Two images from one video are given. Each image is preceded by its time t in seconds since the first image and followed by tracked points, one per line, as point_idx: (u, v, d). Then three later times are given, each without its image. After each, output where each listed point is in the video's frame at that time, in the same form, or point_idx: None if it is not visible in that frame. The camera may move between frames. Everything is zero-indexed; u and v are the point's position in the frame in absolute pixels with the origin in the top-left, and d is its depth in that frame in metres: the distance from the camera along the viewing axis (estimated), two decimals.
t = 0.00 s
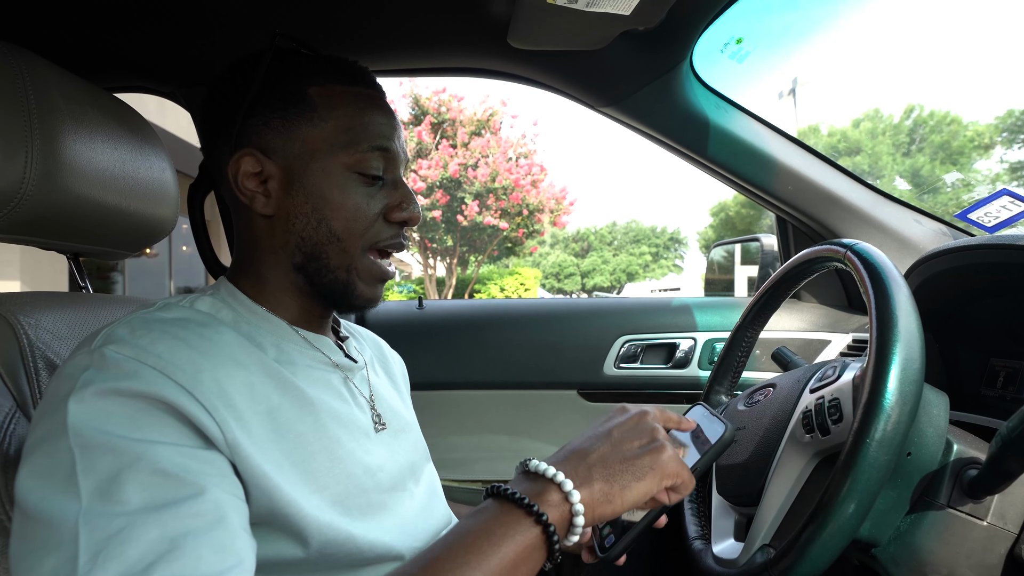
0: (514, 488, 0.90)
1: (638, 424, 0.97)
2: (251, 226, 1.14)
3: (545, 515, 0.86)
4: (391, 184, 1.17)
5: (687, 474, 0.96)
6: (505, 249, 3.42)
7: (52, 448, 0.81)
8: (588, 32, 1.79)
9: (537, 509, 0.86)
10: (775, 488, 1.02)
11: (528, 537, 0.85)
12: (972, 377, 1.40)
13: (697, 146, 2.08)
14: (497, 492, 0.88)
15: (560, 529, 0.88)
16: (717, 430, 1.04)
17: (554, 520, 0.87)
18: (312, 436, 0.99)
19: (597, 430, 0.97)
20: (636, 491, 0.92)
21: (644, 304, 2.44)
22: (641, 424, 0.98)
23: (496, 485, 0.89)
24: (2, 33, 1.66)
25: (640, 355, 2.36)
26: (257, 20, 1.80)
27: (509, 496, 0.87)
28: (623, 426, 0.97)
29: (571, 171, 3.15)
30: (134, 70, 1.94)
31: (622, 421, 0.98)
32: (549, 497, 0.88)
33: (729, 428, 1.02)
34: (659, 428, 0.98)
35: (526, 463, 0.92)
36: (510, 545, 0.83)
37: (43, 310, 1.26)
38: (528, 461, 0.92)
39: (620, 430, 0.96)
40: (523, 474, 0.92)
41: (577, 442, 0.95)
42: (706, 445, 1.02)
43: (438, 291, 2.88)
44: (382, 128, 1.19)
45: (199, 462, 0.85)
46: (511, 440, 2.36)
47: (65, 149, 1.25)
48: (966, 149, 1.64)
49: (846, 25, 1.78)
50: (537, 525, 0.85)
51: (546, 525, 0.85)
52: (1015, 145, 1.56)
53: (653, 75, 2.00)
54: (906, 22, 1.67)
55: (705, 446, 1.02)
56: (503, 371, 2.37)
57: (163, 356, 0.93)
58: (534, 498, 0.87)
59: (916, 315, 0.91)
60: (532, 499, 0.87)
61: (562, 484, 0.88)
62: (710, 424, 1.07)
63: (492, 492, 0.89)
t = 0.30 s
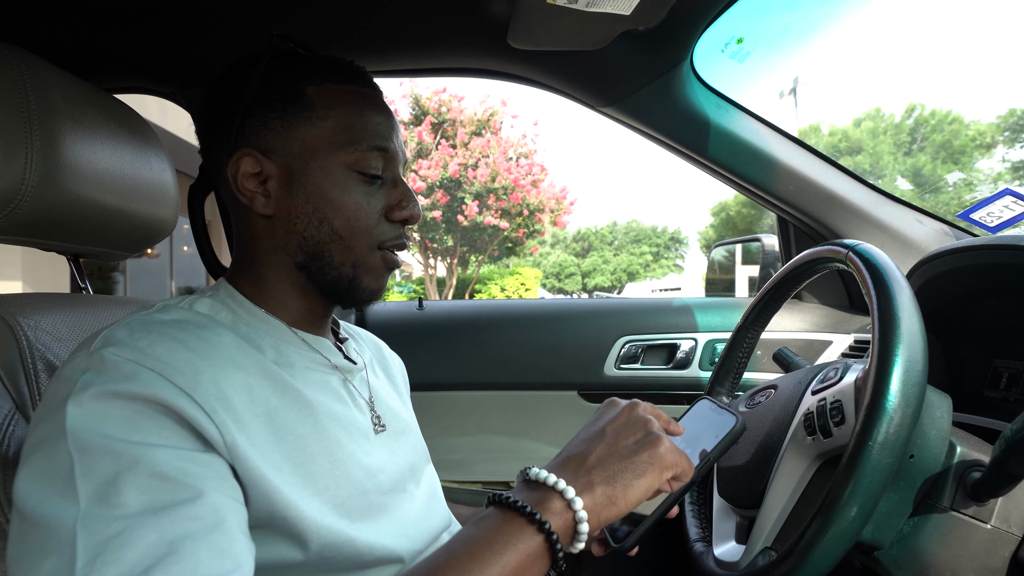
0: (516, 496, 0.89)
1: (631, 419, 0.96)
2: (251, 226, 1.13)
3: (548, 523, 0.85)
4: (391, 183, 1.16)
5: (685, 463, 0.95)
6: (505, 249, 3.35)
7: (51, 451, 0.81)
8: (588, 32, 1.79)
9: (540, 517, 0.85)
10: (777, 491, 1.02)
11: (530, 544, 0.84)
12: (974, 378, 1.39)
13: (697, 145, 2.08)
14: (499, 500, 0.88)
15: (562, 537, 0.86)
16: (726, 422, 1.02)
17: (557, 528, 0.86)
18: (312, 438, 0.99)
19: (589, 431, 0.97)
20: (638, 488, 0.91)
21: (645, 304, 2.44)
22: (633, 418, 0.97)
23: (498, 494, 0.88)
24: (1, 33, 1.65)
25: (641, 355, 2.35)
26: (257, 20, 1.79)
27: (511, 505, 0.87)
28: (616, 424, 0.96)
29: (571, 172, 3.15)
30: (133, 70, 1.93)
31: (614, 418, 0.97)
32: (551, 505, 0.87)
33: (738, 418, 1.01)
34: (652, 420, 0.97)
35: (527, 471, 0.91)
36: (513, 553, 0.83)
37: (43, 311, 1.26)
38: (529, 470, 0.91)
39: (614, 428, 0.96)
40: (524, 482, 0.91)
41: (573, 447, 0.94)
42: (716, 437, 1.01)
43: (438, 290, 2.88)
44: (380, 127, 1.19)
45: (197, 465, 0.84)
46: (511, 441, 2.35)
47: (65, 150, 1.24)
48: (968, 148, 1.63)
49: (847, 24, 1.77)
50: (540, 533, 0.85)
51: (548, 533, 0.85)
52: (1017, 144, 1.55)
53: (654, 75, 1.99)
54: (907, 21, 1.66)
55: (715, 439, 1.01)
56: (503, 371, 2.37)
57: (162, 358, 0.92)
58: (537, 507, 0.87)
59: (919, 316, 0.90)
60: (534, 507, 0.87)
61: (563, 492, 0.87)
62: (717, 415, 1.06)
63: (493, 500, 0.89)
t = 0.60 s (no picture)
0: (514, 500, 0.90)
1: (629, 437, 0.98)
2: (254, 228, 1.13)
3: (546, 526, 0.85)
4: (392, 183, 1.16)
5: (678, 484, 0.97)
6: (505, 250, 3.33)
7: (52, 452, 0.81)
8: (588, 33, 1.79)
9: (538, 519, 0.85)
10: (778, 492, 1.02)
11: (529, 547, 0.84)
12: (976, 379, 1.39)
13: (698, 146, 2.08)
14: (498, 504, 0.88)
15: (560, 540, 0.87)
16: (726, 410, 1.03)
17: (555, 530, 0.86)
18: (314, 440, 0.99)
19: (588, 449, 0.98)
20: (634, 501, 0.92)
21: (646, 305, 2.44)
22: (631, 438, 0.98)
23: (497, 498, 0.89)
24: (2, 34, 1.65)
25: (641, 357, 2.35)
26: (258, 21, 1.79)
27: (510, 508, 0.87)
28: (615, 440, 0.97)
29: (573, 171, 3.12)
30: (134, 71, 1.93)
31: (613, 436, 0.99)
32: (549, 508, 0.87)
33: (737, 406, 1.02)
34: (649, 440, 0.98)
35: (526, 476, 0.92)
36: (511, 555, 0.83)
37: (43, 312, 1.26)
38: (528, 475, 0.92)
39: (613, 443, 0.97)
40: (523, 488, 0.92)
41: (574, 456, 0.95)
42: (718, 425, 1.02)
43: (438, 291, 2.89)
44: (381, 128, 1.19)
45: (199, 466, 0.84)
46: (512, 442, 2.35)
47: (65, 151, 1.24)
48: (969, 149, 1.63)
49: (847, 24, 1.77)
50: (538, 535, 0.85)
51: (547, 535, 0.85)
52: (1018, 145, 1.56)
53: (655, 75, 1.99)
54: (908, 22, 1.66)
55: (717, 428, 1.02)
56: (504, 373, 2.36)
57: (164, 359, 0.92)
58: (536, 509, 0.87)
59: (922, 318, 0.90)
60: (533, 510, 0.87)
61: (562, 496, 0.87)
62: (715, 405, 1.07)
63: (493, 504, 0.89)
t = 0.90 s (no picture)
0: (513, 501, 0.90)
1: (620, 421, 0.96)
2: (248, 229, 1.13)
3: (546, 527, 0.85)
4: (386, 181, 1.16)
5: (676, 462, 0.96)
6: (505, 251, 3.27)
7: (47, 453, 0.81)
8: (586, 34, 1.79)
9: (538, 522, 0.86)
10: (776, 493, 1.02)
11: (528, 549, 0.84)
12: (973, 380, 1.39)
13: (695, 147, 2.08)
14: (496, 505, 0.88)
15: (561, 540, 0.87)
16: (730, 407, 1.04)
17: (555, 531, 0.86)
18: (310, 441, 0.99)
19: (580, 436, 0.97)
20: (634, 488, 0.91)
21: (645, 306, 2.44)
22: (622, 421, 0.96)
23: (494, 498, 0.89)
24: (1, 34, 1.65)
25: (641, 357, 2.36)
26: (257, 22, 1.80)
27: (507, 509, 0.87)
28: (606, 427, 0.96)
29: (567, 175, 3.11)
30: (133, 71, 1.93)
31: (604, 421, 0.97)
32: (549, 509, 0.87)
33: (741, 402, 1.02)
34: (642, 422, 0.97)
35: (525, 478, 0.92)
36: (510, 558, 0.83)
37: (40, 313, 1.26)
38: (526, 475, 0.92)
39: (605, 430, 0.95)
40: (522, 488, 0.92)
41: (567, 452, 0.94)
42: (721, 423, 1.02)
43: (438, 292, 2.95)
44: (374, 126, 1.19)
45: (194, 468, 0.84)
46: (510, 443, 2.35)
47: (63, 153, 1.24)
48: (966, 150, 1.63)
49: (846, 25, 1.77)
50: (538, 537, 0.85)
51: (546, 536, 0.85)
52: (1015, 146, 1.55)
53: (653, 76, 1.99)
54: (906, 23, 1.66)
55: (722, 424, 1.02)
56: (503, 373, 2.37)
57: (159, 360, 0.92)
58: (534, 511, 0.87)
59: (917, 317, 0.90)
60: (531, 511, 0.87)
61: (561, 496, 0.87)
62: (716, 401, 1.07)
63: (491, 504, 0.89)
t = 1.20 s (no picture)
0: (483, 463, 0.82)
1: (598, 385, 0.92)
2: (258, 242, 1.13)
3: (526, 494, 0.79)
4: (392, 184, 1.17)
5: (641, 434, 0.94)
6: (504, 253, 3.29)
7: (48, 456, 0.81)
8: (586, 38, 1.79)
9: (518, 489, 0.79)
10: (776, 496, 1.02)
11: (506, 517, 0.78)
12: (972, 383, 1.39)
13: (695, 150, 2.09)
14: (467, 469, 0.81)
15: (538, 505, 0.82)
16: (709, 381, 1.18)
17: (533, 494, 0.81)
18: (312, 446, 0.99)
19: (551, 393, 0.92)
20: (606, 456, 0.89)
21: (645, 308, 2.45)
22: (599, 386, 0.92)
23: (465, 462, 0.82)
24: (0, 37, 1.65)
25: (640, 360, 2.37)
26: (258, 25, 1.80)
27: (481, 474, 0.80)
28: (583, 389, 0.91)
29: (566, 179, 3.11)
30: (132, 74, 1.93)
31: (581, 381, 0.92)
32: (527, 475, 0.81)
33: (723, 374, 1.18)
34: (617, 390, 0.94)
35: (498, 435, 0.84)
36: (488, 529, 0.77)
37: (42, 316, 1.26)
38: (500, 434, 0.84)
39: (584, 392, 0.91)
40: (490, 446, 0.85)
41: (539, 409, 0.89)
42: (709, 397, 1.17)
43: (438, 295, 2.95)
44: (377, 129, 1.19)
45: (196, 470, 0.84)
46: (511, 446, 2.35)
47: (65, 156, 1.25)
48: (965, 153, 1.64)
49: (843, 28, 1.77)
50: (517, 506, 0.79)
51: (526, 505, 0.79)
52: (1014, 149, 1.56)
53: (653, 80, 2.00)
54: (905, 25, 1.66)
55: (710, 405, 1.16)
56: (503, 376, 2.37)
57: (162, 364, 0.92)
58: (511, 476, 0.80)
59: (917, 320, 0.91)
60: (508, 476, 0.80)
61: (542, 462, 0.82)
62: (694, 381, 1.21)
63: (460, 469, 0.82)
